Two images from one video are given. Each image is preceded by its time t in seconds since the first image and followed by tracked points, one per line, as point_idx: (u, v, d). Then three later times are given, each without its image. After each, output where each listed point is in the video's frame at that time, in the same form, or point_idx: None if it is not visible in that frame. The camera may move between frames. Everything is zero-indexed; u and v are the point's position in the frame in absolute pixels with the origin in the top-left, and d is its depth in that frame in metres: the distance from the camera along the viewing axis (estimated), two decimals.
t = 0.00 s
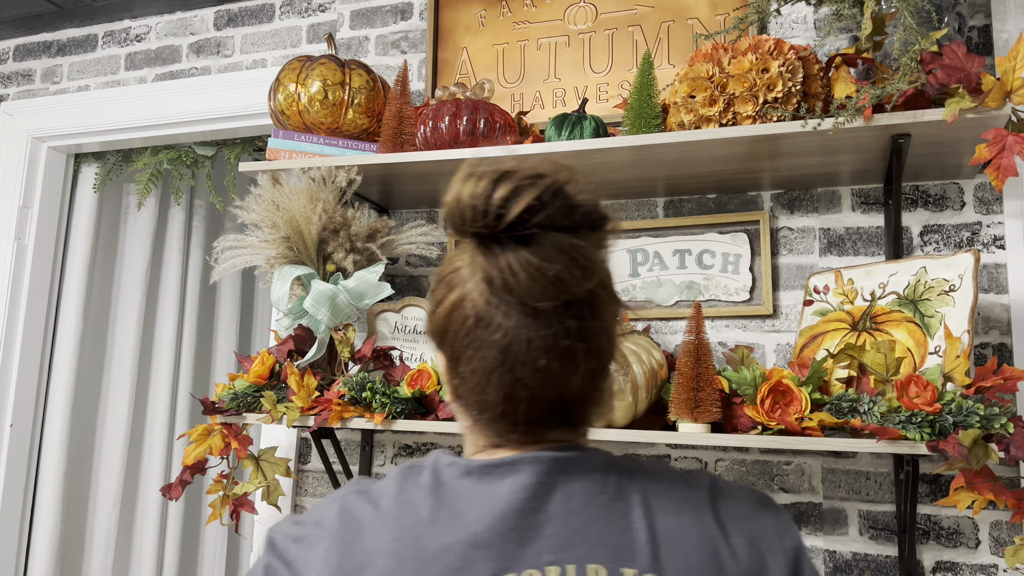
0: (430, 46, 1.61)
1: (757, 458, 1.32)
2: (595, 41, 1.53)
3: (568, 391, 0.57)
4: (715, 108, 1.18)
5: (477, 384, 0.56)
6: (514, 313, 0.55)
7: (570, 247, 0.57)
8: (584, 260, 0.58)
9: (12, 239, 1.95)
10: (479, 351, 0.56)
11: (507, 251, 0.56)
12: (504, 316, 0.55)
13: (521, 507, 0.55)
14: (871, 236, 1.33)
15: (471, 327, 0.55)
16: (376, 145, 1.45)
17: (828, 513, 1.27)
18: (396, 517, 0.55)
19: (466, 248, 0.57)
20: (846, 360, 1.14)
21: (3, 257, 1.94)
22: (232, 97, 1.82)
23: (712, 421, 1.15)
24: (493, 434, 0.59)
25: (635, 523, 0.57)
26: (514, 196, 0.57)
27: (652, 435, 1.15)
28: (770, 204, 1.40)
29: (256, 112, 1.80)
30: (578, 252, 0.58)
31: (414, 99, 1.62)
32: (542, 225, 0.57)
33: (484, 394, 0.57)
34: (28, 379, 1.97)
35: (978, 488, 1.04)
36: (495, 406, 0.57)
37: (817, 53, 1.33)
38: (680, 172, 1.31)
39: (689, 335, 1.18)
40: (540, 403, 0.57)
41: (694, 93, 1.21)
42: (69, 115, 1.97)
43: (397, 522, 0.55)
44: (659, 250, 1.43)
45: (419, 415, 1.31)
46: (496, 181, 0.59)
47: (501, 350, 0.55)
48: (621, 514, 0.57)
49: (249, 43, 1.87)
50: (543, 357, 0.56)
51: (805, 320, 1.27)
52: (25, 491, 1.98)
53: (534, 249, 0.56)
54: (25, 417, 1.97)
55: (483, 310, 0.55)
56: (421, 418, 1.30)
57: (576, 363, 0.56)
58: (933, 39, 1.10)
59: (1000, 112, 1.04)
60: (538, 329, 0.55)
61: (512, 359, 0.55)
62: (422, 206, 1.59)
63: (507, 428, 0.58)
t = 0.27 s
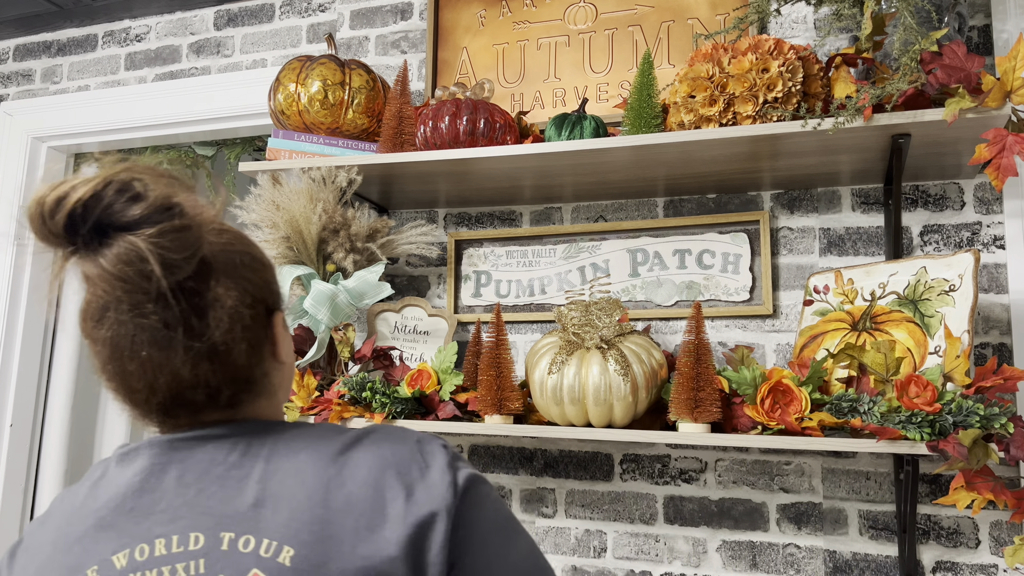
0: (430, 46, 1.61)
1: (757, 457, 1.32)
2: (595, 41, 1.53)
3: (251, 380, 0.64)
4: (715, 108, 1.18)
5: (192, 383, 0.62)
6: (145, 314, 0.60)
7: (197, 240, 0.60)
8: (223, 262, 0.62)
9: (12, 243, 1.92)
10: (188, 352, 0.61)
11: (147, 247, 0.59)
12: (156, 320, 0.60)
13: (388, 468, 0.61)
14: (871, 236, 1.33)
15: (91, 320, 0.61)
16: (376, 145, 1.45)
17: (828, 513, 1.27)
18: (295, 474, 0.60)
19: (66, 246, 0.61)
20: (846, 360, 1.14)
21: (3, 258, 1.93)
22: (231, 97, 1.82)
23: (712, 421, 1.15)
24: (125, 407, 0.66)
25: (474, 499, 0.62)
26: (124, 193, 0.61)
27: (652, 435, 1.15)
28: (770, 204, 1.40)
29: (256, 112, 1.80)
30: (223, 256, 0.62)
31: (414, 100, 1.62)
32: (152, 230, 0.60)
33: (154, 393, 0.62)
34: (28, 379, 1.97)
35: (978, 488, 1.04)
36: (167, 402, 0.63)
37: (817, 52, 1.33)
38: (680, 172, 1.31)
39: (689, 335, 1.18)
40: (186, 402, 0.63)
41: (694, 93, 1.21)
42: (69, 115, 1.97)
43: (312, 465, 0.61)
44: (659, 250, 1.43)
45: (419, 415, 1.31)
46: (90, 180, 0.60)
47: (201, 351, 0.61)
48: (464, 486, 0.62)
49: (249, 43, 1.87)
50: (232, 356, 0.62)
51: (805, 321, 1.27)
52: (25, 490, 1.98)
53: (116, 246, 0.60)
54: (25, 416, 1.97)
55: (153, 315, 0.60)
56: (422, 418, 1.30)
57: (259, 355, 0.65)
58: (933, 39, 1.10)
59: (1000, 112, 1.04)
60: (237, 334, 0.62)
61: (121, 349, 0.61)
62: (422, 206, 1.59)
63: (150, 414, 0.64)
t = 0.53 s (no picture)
0: (430, 46, 1.61)
1: (757, 457, 1.32)
2: (595, 41, 1.53)
3: (201, 377, 0.75)
4: (715, 108, 1.19)
5: (147, 378, 0.72)
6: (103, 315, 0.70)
7: (152, 244, 0.71)
8: (177, 265, 0.73)
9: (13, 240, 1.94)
10: (145, 350, 0.71)
11: (102, 253, 0.69)
12: (113, 322, 0.70)
13: (354, 450, 0.69)
14: (871, 236, 1.33)
15: (56, 320, 0.72)
16: (376, 145, 1.45)
17: (828, 513, 1.27)
18: (259, 452, 0.67)
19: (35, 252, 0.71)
20: (846, 361, 1.14)
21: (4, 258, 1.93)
22: (231, 97, 1.82)
23: (712, 421, 1.15)
24: (86, 402, 0.76)
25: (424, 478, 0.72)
26: (85, 202, 0.71)
27: (652, 435, 1.15)
28: (770, 204, 1.40)
29: (256, 112, 1.80)
30: (174, 259, 0.73)
31: (414, 100, 1.62)
32: (109, 236, 0.70)
33: (114, 387, 0.72)
34: (27, 380, 1.97)
35: (978, 488, 1.04)
36: (124, 395, 0.73)
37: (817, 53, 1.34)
38: (680, 172, 1.31)
39: (689, 335, 1.18)
40: (141, 397, 0.73)
41: (694, 93, 1.21)
42: (69, 115, 1.97)
43: (274, 446, 0.68)
44: (659, 250, 1.43)
45: (418, 415, 1.31)
46: (52, 190, 0.70)
47: (154, 348, 0.71)
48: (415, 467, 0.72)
49: (249, 43, 1.87)
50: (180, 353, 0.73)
51: (805, 321, 1.27)
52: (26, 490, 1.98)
53: (77, 251, 0.70)
54: (25, 416, 1.97)
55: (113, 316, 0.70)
56: (421, 418, 1.30)
57: (213, 353, 0.76)
58: (933, 39, 1.10)
59: (1000, 112, 1.04)
60: (186, 333, 0.73)
61: (82, 347, 0.71)
62: (422, 206, 1.59)
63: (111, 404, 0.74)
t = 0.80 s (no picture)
0: (430, 46, 1.61)
1: (757, 457, 1.32)
2: (595, 41, 1.53)
3: (281, 400, 0.72)
4: (715, 108, 1.18)
5: (229, 394, 0.69)
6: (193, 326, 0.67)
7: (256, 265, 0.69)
8: (277, 285, 0.71)
9: (12, 239, 1.94)
10: (232, 366, 0.68)
11: (209, 267, 0.67)
12: (203, 335, 0.67)
13: (413, 490, 0.70)
14: (871, 236, 1.33)
15: (143, 326, 0.69)
16: (376, 145, 1.45)
17: (828, 513, 1.27)
18: (329, 486, 0.67)
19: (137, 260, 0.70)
20: (846, 361, 1.14)
21: (3, 257, 1.93)
22: (231, 97, 1.82)
23: (712, 421, 1.15)
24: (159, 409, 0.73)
25: (467, 502, 0.73)
26: (197, 218, 0.70)
27: (651, 435, 1.15)
28: (771, 204, 1.40)
29: (256, 112, 1.80)
30: (275, 278, 0.71)
31: (414, 100, 1.62)
32: (217, 252, 0.68)
33: (193, 399, 0.69)
34: (27, 380, 1.98)
35: (977, 488, 1.04)
36: (202, 409, 0.69)
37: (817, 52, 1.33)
38: (680, 172, 1.31)
39: (689, 335, 1.18)
40: (222, 414, 0.70)
41: (693, 93, 1.21)
42: (68, 115, 1.97)
43: (343, 481, 0.67)
44: (659, 250, 1.43)
45: (419, 415, 1.31)
46: (167, 202, 0.69)
47: (243, 366, 0.69)
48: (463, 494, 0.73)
49: (249, 43, 1.87)
50: (268, 371, 0.70)
51: (805, 320, 1.27)
52: (25, 490, 1.98)
53: (181, 263, 0.68)
54: (25, 416, 1.97)
55: (204, 329, 0.67)
56: (421, 418, 1.31)
57: (296, 376, 0.73)
58: (933, 39, 1.10)
59: (1000, 111, 1.04)
60: (278, 354, 0.70)
61: (170, 356, 0.68)
62: (422, 206, 1.59)
63: (190, 418, 0.70)
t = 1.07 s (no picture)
0: (430, 46, 1.61)
1: (757, 457, 1.32)
2: (595, 41, 1.53)
3: (226, 400, 0.80)
4: (715, 108, 1.18)
5: (173, 397, 0.77)
6: (139, 335, 0.75)
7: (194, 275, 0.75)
8: (219, 292, 0.78)
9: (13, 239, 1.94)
10: (174, 372, 0.76)
11: (145, 279, 0.74)
12: (147, 343, 0.75)
13: (350, 467, 0.80)
14: (871, 236, 1.33)
15: (98, 327, 0.77)
16: (376, 145, 1.45)
17: (828, 513, 1.27)
18: (268, 479, 0.76)
19: (83, 265, 0.77)
20: (846, 360, 1.14)
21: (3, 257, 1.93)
22: (231, 97, 1.82)
23: (712, 422, 1.15)
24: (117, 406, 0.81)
25: (394, 444, 0.84)
26: (135, 230, 0.76)
27: (651, 435, 1.15)
28: (770, 204, 1.40)
29: (256, 113, 1.80)
30: (216, 287, 0.78)
31: (414, 100, 1.62)
32: (154, 265, 0.74)
33: (141, 400, 0.77)
34: (27, 380, 1.98)
35: (977, 488, 1.04)
36: (151, 409, 0.78)
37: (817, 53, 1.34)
38: (680, 172, 1.31)
39: (689, 335, 1.18)
40: (167, 412, 0.78)
41: (694, 93, 1.21)
42: (69, 115, 1.97)
43: (279, 474, 0.77)
44: (659, 250, 1.43)
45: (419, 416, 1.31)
46: (107, 215, 0.75)
47: (184, 371, 0.76)
48: (386, 442, 0.83)
49: (249, 43, 1.87)
50: (213, 373, 0.78)
51: (805, 320, 1.27)
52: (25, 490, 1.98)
53: (122, 273, 0.75)
54: (24, 416, 1.97)
55: (151, 336, 0.75)
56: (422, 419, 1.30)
57: (242, 377, 0.81)
58: (933, 39, 1.10)
59: (1000, 111, 1.04)
60: (220, 358, 0.78)
61: (117, 359, 0.76)
62: (422, 206, 1.59)
63: (142, 414, 0.79)
